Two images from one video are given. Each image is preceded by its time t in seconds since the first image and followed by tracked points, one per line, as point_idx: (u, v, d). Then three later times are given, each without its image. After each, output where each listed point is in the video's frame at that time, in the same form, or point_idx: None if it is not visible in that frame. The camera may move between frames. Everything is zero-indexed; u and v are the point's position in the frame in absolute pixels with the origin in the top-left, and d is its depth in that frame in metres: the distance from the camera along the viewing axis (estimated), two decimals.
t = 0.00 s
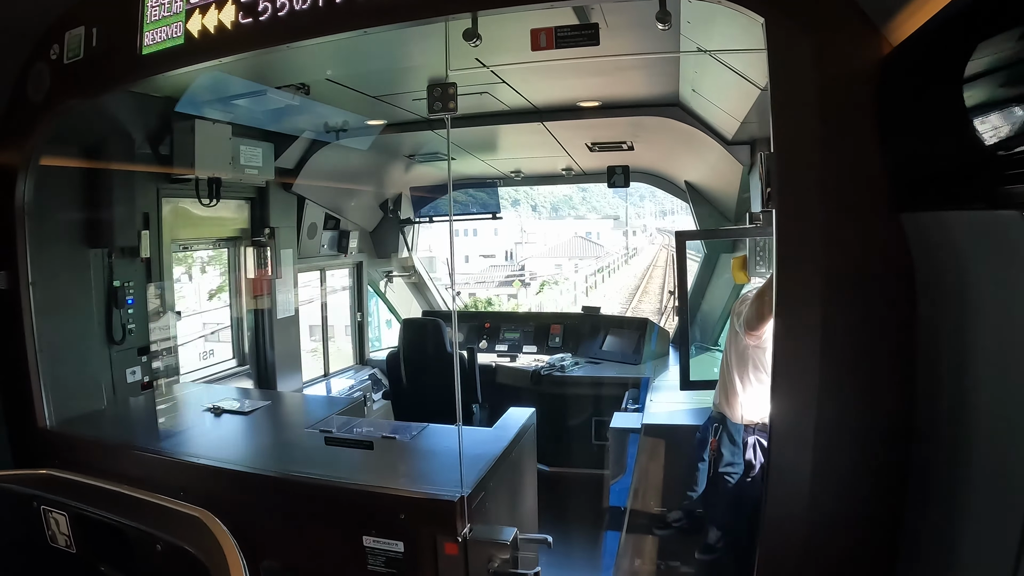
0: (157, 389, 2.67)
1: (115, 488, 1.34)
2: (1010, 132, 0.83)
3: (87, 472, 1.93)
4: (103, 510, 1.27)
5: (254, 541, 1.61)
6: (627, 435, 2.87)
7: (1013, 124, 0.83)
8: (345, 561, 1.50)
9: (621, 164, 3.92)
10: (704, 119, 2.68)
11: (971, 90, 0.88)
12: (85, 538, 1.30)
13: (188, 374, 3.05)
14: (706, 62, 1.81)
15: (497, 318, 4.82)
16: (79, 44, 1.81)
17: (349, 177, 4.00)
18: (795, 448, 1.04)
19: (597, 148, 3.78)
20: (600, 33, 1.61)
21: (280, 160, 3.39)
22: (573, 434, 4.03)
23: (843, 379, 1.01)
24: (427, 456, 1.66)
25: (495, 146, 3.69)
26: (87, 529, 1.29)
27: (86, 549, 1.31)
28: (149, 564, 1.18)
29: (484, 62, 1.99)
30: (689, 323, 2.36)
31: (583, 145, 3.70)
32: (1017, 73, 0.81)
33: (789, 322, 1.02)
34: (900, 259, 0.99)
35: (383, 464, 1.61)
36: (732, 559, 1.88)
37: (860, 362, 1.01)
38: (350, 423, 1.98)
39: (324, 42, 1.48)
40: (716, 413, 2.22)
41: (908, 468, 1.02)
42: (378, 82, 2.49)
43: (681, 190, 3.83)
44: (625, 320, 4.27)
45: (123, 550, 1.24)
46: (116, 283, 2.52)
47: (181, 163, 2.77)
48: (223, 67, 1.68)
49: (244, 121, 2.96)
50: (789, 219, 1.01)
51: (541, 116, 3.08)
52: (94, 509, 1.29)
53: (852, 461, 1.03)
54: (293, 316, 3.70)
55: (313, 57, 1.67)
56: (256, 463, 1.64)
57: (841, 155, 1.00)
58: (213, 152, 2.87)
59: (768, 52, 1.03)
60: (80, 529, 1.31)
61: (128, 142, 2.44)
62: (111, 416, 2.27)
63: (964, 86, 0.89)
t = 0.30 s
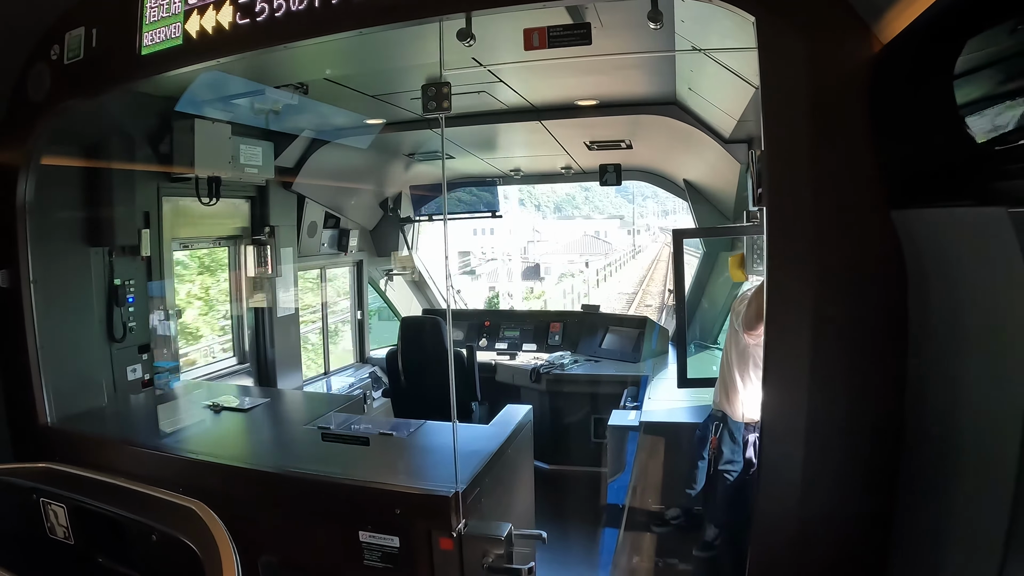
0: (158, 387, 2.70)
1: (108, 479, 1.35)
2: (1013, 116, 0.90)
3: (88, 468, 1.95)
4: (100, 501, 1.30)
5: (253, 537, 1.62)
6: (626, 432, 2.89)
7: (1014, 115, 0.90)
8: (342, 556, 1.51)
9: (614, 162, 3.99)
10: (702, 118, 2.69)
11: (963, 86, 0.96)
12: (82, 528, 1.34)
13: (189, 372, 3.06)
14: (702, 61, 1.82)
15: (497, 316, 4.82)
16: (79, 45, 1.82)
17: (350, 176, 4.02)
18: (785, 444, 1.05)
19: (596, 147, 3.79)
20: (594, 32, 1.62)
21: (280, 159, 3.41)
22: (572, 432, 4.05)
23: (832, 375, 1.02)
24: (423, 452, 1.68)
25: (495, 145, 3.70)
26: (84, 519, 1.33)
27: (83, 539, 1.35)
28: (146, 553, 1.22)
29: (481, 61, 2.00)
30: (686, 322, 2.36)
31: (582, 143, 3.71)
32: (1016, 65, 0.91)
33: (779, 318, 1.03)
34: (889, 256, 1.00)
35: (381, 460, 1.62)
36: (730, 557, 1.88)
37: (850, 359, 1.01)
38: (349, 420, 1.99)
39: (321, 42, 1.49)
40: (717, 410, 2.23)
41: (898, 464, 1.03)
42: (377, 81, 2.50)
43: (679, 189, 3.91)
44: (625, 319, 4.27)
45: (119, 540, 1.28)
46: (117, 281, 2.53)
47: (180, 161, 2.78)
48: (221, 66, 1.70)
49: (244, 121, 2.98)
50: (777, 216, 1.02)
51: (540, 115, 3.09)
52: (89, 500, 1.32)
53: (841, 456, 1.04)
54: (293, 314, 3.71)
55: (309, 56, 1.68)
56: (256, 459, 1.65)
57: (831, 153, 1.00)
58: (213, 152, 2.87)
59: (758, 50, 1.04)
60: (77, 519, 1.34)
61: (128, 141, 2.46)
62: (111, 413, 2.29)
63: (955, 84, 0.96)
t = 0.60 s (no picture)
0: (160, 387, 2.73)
1: (112, 477, 1.37)
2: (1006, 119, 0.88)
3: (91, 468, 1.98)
4: (104, 498, 1.32)
5: (254, 535, 1.63)
6: (627, 432, 2.88)
7: (1012, 115, 0.87)
8: (343, 554, 1.53)
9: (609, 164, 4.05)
10: (700, 118, 2.70)
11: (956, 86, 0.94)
12: (87, 526, 1.36)
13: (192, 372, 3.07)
14: (699, 62, 1.83)
15: (499, 316, 4.83)
16: (81, 49, 1.84)
17: (351, 177, 4.03)
18: (779, 442, 1.06)
19: (596, 147, 3.80)
20: (591, 35, 1.63)
21: (281, 161, 3.43)
22: (572, 431, 4.06)
23: (825, 373, 1.03)
24: (423, 450, 1.70)
25: (495, 145, 3.72)
26: (88, 517, 1.35)
27: (87, 536, 1.36)
28: (150, 549, 1.24)
29: (479, 63, 2.01)
30: (687, 322, 2.35)
31: (582, 143, 3.71)
32: (1013, 62, 0.87)
33: (772, 317, 1.04)
34: (880, 255, 1.01)
35: (382, 459, 1.64)
36: (728, 555, 1.89)
37: (843, 357, 1.03)
38: (350, 419, 2.00)
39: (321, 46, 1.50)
40: (716, 409, 2.24)
41: (891, 461, 1.04)
42: (377, 83, 2.51)
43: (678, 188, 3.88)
44: (624, 318, 4.28)
45: (123, 537, 1.30)
46: (121, 282, 2.55)
47: (181, 162, 2.79)
48: (222, 70, 1.71)
49: (245, 122, 2.99)
50: (771, 215, 1.03)
51: (539, 116, 3.10)
52: (93, 497, 1.34)
53: (834, 453, 1.05)
54: (295, 315, 3.73)
55: (309, 59, 1.70)
56: (258, 458, 1.67)
57: (823, 153, 1.02)
58: (214, 153, 2.88)
59: (752, 53, 1.05)
60: (82, 517, 1.36)
61: (130, 143, 2.48)
62: (113, 413, 2.31)
63: (948, 84, 0.95)
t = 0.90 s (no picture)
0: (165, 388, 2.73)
1: (117, 475, 1.38)
2: (1004, 119, 0.90)
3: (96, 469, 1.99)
4: (110, 497, 1.33)
5: (260, 534, 1.64)
6: (630, 430, 2.89)
7: (1012, 112, 0.88)
8: (348, 553, 1.53)
9: (610, 162, 4.06)
10: (702, 118, 2.71)
11: (958, 87, 0.96)
12: (94, 525, 1.37)
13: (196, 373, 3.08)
14: (700, 61, 1.83)
15: (502, 315, 4.81)
16: (85, 51, 1.85)
17: (353, 178, 4.04)
18: (782, 439, 1.06)
19: (599, 147, 3.80)
20: (592, 35, 1.63)
21: (284, 163, 3.45)
22: (575, 430, 4.05)
23: (828, 371, 1.03)
24: (428, 450, 1.70)
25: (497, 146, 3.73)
26: (96, 515, 1.35)
27: (94, 535, 1.37)
28: (158, 546, 1.25)
29: (481, 63, 2.01)
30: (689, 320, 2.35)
31: (585, 143, 3.71)
32: (1012, 62, 0.89)
33: (775, 315, 1.04)
34: (883, 253, 1.01)
35: (387, 459, 1.64)
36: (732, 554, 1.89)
37: (845, 356, 1.03)
38: (354, 419, 2.01)
39: (324, 47, 1.51)
40: (718, 408, 2.24)
41: (894, 458, 1.04)
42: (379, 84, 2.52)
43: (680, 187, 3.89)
44: (626, 317, 4.28)
45: (130, 535, 1.30)
46: (125, 283, 2.56)
47: (185, 165, 2.84)
48: (224, 71, 1.72)
49: (248, 124, 3.00)
50: (774, 214, 1.04)
51: (541, 115, 3.11)
52: (100, 496, 1.34)
53: (837, 451, 1.05)
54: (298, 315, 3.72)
55: (312, 60, 1.71)
56: (263, 458, 1.67)
57: (826, 151, 1.02)
58: (217, 154, 2.91)
59: (753, 52, 1.05)
60: (89, 516, 1.37)
61: (134, 145, 2.49)
62: (118, 414, 2.32)
63: (948, 84, 0.96)
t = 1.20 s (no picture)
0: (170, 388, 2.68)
1: (123, 474, 1.38)
2: (1006, 115, 0.88)
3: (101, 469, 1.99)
4: (116, 495, 1.33)
5: (266, 533, 1.63)
6: (636, 429, 2.91)
7: (1015, 104, 0.87)
8: (354, 551, 1.53)
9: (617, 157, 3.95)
10: (706, 114, 2.70)
11: (965, 76, 0.93)
12: (100, 523, 1.36)
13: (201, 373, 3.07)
14: (705, 57, 1.83)
15: (508, 313, 4.77)
16: (87, 50, 1.85)
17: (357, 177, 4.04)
18: (790, 433, 1.05)
19: (601, 145, 3.79)
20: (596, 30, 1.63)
21: (288, 163, 3.44)
22: (580, 429, 4.04)
23: (837, 366, 1.03)
24: (434, 448, 1.70)
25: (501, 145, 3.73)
26: (102, 514, 1.35)
27: (100, 534, 1.37)
28: (165, 544, 1.25)
29: (484, 60, 2.00)
30: (695, 318, 2.34)
31: (588, 141, 3.71)
32: (1012, 54, 0.85)
33: (784, 310, 1.03)
34: (891, 246, 1.00)
35: (393, 458, 1.63)
36: (739, 551, 1.88)
37: (855, 352, 1.02)
38: (359, 418, 2.00)
39: (327, 44, 1.51)
40: (723, 405, 2.23)
41: (903, 453, 1.04)
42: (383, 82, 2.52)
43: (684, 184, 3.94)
44: (633, 314, 4.24)
45: (136, 533, 1.30)
46: (129, 284, 2.54)
47: (189, 164, 2.83)
48: (228, 70, 1.72)
49: (251, 123, 3.00)
50: (781, 208, 1.03)
51: (544, 113, 3.10)
52: (106, 494, 1.34)
53: (845, 448, 1.04)
54: (304, 315, 3.71)
55: (315, 58, 1.70)
56: (269, 457, 1.67)
57: (833, 145, 1.01)
58: (221, 153, 2.92)
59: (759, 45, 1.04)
60: (95, 514, 1.37)
61: (137, 145, 2.49)
62: (122, 414, 2.32)
63: (956, 74, 0.94)
